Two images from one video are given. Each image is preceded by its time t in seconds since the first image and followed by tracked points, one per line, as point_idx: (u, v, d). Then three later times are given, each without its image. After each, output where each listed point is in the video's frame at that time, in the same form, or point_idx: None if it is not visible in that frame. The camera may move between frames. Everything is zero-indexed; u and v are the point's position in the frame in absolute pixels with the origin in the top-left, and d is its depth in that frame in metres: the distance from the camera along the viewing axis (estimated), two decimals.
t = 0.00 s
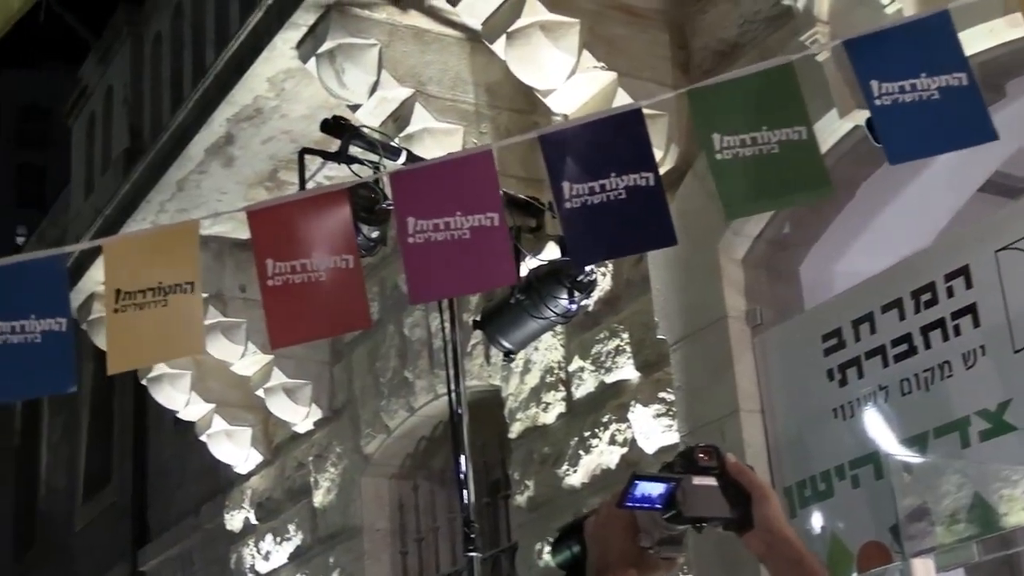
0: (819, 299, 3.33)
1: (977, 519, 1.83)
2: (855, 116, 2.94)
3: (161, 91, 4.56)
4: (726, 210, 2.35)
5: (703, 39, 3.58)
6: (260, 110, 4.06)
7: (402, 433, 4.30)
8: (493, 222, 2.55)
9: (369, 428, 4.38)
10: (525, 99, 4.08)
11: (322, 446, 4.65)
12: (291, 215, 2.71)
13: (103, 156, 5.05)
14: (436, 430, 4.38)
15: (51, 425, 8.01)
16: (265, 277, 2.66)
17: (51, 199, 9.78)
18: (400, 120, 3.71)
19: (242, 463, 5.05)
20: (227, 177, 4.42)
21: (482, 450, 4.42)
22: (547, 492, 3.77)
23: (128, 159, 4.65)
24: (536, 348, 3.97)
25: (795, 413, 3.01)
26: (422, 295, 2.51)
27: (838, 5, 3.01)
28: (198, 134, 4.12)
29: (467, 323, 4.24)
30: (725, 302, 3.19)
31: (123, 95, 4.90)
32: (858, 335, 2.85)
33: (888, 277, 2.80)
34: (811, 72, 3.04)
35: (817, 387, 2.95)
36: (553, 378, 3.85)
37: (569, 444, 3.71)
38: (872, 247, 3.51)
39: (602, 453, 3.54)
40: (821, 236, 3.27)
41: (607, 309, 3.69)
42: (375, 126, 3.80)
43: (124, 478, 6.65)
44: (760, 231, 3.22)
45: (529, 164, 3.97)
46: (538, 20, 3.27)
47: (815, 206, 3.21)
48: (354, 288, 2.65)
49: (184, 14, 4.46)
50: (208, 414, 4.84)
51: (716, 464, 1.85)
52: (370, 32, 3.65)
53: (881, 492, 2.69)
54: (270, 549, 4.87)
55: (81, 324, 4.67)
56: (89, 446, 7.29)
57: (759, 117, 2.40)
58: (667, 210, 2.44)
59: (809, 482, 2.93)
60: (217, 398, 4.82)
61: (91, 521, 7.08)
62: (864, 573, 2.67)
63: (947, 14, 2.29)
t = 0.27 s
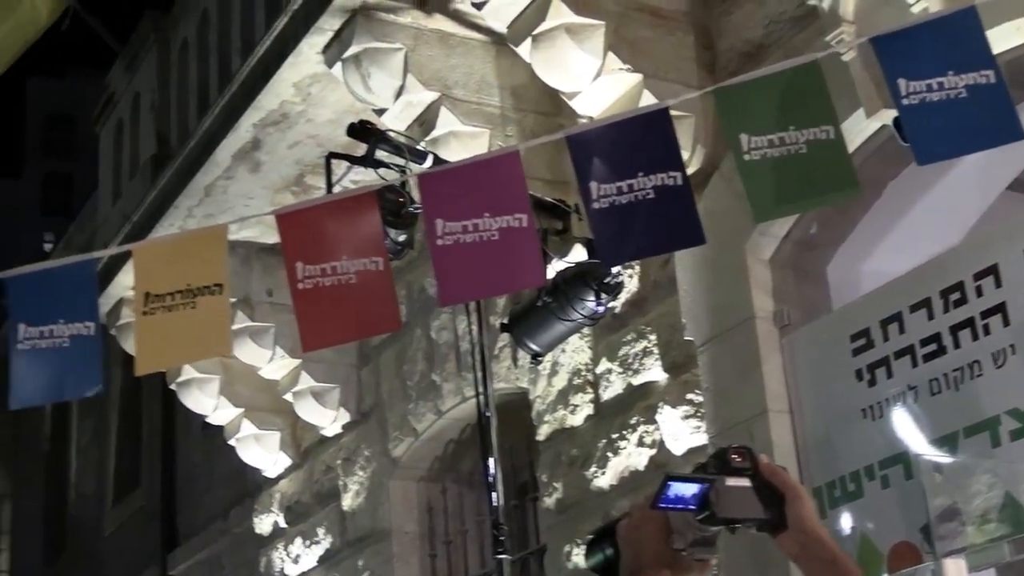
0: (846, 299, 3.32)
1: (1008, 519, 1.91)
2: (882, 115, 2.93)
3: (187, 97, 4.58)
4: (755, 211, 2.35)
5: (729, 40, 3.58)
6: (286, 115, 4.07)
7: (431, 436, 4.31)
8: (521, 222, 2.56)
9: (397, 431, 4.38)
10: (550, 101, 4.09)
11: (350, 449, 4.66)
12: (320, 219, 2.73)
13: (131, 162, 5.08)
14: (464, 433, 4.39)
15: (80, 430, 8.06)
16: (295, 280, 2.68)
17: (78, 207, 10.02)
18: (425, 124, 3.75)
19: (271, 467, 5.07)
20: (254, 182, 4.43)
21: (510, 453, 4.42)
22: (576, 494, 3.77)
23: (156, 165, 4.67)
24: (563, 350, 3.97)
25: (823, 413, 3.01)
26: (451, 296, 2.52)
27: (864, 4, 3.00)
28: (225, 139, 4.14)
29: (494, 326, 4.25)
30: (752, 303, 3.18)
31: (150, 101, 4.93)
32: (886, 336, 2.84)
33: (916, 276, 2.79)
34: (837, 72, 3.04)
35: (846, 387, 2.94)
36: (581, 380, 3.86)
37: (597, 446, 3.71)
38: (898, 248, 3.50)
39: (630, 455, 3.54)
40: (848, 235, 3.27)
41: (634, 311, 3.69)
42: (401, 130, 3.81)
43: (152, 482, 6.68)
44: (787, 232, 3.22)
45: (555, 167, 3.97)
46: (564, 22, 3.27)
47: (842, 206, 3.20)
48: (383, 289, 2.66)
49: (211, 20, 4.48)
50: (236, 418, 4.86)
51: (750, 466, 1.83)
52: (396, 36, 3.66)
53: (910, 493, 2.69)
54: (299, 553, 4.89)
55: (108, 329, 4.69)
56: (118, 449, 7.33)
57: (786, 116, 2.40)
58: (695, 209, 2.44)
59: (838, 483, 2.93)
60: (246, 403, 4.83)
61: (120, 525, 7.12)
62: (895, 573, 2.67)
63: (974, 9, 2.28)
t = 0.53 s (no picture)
0: (876, 300, 3.31)
1: None
2: (911, 116, 2.92)
3: (215, 101, 4.60)
4: (786, 214, 2.34)
5: (756, 41, 3.58)
6: (314, 119, 4.08)
7: (459, 438, 4.31)
8: (553, 229, 2.58)
9: (426, 433, 4.39)
10: (578, 103, 4.09)
11: (379, 451, 4.67)
12: (352, 224, 2.77)
13: (159, 167, 5.11)
14: (493, 434, 4.40)
15: (110, 433, 8.10)
16: (329, 285, 2.72)
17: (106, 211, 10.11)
18: (453, 128, 3.78)
19: (299, 469, 5.09)
20: (282, 186, 4.44)
21: (538, 454, 4.42)
22: (605, 496, 3.77)
23: (184, 169, 4.69)
24: (591, 352, 3.97)
25: (853, 414, 3.00)
26: (484, 302, 2.55)
27: (892, 5, 2.99)
28: (254, 143, 4.15)
29: (523, 328, 4.25)
30: (781, 304, 3.19)
31: (178, 105, 4.95)
32: (915, 337, 2.83)
33: (946, 277, 2.78)
34: (865, 73, 3.03)
35: (875, 388, 2.94)
36: (609, 382, 3.86)
37: (626, 447, 3.71)
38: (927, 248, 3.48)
39: (659, 457, 3.54)
40: (877, 236, 3.26)
41: (662, 313, 3.69)
42: (428, 134, 3.84)
43: (181, 484, 6.71)
44: (816, 233, 3.22)
45: (583, 169, 3.98)
46: (591, 24, 3.27)
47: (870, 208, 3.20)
48: (417, 296, 2.71)
49: (238, 24, 4.49)
50: (265, 421, 4.87)
51: (786, 466, 1.86)
52: (423, 39, 3.66)
53: (941, 494, 2.67)
54: (328, 554, 4.90)
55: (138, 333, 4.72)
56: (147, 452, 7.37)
57: (817, 119, 2.40)
58: (726, 214, 2.44)
59: (868, 484, 2.92)
60: (275, 405, 4.86)
61: (150, 528, 7.15)
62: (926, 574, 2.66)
63: (1007, 11, 2.27)
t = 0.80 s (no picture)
0: (915, 298, 3.30)
1: None
2: (951, 116, 2.91)
3: (254, 103, 4.62)
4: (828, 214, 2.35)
5: (794, 41, 3.57)
6: (352, 120, 4.09)
7: (496, 439, 4.32)
8: (595, 229, 2.65)
9: (463, 434, 4.40)
10: (615, 104, 4.09)
11: (416, 452, 4.68)
12: (395, 226, 2.88)
13: (197, 168, 5.14)
14: (530, 434, 4.40)
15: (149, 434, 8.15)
16: (374, 287, 2.84)
17: (143, 213, 10.36)
18: (491, 128, 3.81)
19: (337, 470, 5.10)
20: (321, 188, 4.45)
21: (576, 455, 4.42)
22: (643, 496, 3.77)
23: (223, 171, 4.71)
24: (629, 352, 3.97)
25: (892, 415, 2.99)
26: (526, 304, 2.63)
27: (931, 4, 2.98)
28: (292, 145, 4.17)
29: (560, 329, 4.26)
30: (820, 305, 3.18)
31: (217, 107, 4.98)
32: (955, 337, 2.82)
33: (987, 278, 2.77)
34: (904, 72, 3.02)
35: (915, 389, 2.93)
36: (647, 383, 3.85)
37: (663, 448, 3.70)
38: (965, 246, 3.48)
39: (697, 458, 3.53)
40: (917, 236, 3.25)
41: (700, 313, 3.68)
42: (466, 134, 3.86)
43: (219, 484, 6.75)
44: (854, 233, 3.21)
45: (620, 169, 3.97)
46: (629, 25, 3.28)
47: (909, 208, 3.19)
48: (462, 296, 2.82)
49: (276, 26, 4.51)
50: (302, 421, 4.90)
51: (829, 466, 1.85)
52: (461, 40, 3.67)
53: (982, 496, 2.66)
54: (366, 555, 4.91)
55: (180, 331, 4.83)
56: (186, 452, 7.41)
57: (859, 118, 2.40)
58: (767, 214, 2.47)
59: (908, 486, 2.91)
60: (313, 406, 4.89)
61: (188, 528, 7.19)
62: None
63: None
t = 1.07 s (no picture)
0: (950, 296, 3.30)
1: None
2: (986, 113, 2.89)
3: (286, 104, 4.64)
4: (865, 211, 2.37)
5: (826, 38, 3.56)
6: (384, 121, 4.09)
7: (529, 438, 4.33)
8: (632, 229, 2.70)
9: (496, 433, 4.41)
10: (647, 103, 4.08)
11: (449, 452, 4.68)
12: (430, 226, 2.90)
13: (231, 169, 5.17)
14: (563, 434, 4.40)
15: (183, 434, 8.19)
16: (410, 285, 2.86)
17: (176, 215, 10.41)
18: (523, 128, 3.80)
19: (370, 470, 5.11)
20: (353, 188, 4.46)
21: (609, 454, 4.42)
22: (676, 496, 3.76)
23: (255, 172, 4.73)
24: (662, 351, 3.96)
25: (927, 414, 2.98)
26: (565, 305, 2.67)
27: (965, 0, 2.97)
28: (324, 146, 4.18)
29: (592, 328, 4.25)
30: (854, 303, 3.18)
31: (249, 108, 5.00)
32: (991, 335, 2.80)
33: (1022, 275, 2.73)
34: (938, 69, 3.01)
35: (951, 387, 2.91)
36: (680, 381, 3.85)
37: (697, 447, 3.70)
38: (1001, 243, 3.48)
39: (730, 456, 3.53)
40: (951, 234, 3.25)
41: (733, 312, 3.67)
42: (497, 134, 3.86)
43: (252, 484, 6.77)
44: (888, 231, 3.19)
45: (651, 168, 3.97)
46: (660, 23, 3.28)
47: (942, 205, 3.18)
48: (499, 294, 2.84)
49: (308, 27, 4.53)
50: (336, 421, 4.94)
51: (867, 465, 1.85)
52: (493, 40, 3.67)
53: (1019, 496, 2.65)
54: (399, 554, 4.92)
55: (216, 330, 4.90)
56: (219, 453, 7.44)
57: (895, 115, 2.41)
58: (804, 211, 2.50)
59: (943, 484, 2.90)
60: (346, 406, 4.94)
61: (221, 528, 7.22)
62: None
63: None
